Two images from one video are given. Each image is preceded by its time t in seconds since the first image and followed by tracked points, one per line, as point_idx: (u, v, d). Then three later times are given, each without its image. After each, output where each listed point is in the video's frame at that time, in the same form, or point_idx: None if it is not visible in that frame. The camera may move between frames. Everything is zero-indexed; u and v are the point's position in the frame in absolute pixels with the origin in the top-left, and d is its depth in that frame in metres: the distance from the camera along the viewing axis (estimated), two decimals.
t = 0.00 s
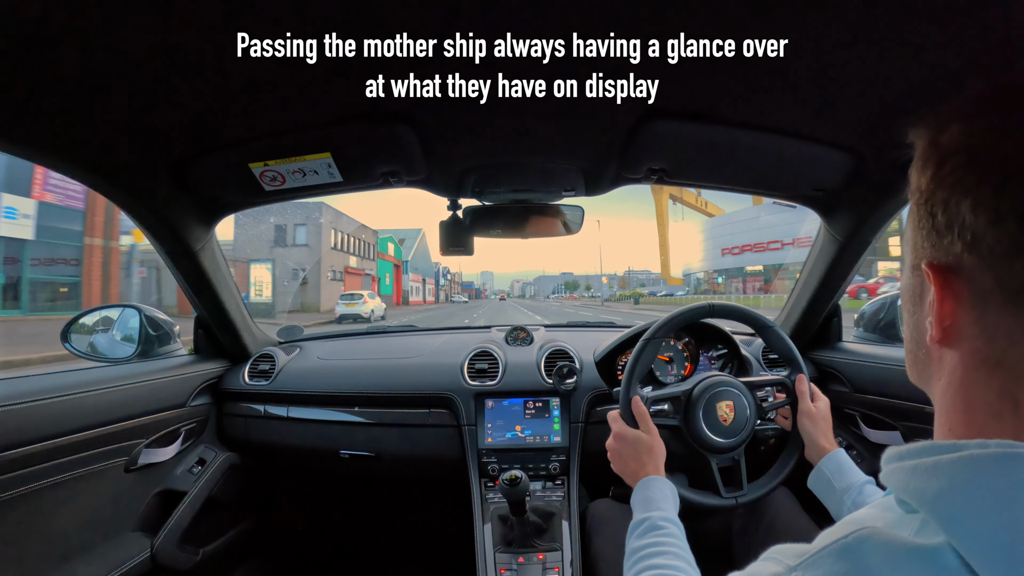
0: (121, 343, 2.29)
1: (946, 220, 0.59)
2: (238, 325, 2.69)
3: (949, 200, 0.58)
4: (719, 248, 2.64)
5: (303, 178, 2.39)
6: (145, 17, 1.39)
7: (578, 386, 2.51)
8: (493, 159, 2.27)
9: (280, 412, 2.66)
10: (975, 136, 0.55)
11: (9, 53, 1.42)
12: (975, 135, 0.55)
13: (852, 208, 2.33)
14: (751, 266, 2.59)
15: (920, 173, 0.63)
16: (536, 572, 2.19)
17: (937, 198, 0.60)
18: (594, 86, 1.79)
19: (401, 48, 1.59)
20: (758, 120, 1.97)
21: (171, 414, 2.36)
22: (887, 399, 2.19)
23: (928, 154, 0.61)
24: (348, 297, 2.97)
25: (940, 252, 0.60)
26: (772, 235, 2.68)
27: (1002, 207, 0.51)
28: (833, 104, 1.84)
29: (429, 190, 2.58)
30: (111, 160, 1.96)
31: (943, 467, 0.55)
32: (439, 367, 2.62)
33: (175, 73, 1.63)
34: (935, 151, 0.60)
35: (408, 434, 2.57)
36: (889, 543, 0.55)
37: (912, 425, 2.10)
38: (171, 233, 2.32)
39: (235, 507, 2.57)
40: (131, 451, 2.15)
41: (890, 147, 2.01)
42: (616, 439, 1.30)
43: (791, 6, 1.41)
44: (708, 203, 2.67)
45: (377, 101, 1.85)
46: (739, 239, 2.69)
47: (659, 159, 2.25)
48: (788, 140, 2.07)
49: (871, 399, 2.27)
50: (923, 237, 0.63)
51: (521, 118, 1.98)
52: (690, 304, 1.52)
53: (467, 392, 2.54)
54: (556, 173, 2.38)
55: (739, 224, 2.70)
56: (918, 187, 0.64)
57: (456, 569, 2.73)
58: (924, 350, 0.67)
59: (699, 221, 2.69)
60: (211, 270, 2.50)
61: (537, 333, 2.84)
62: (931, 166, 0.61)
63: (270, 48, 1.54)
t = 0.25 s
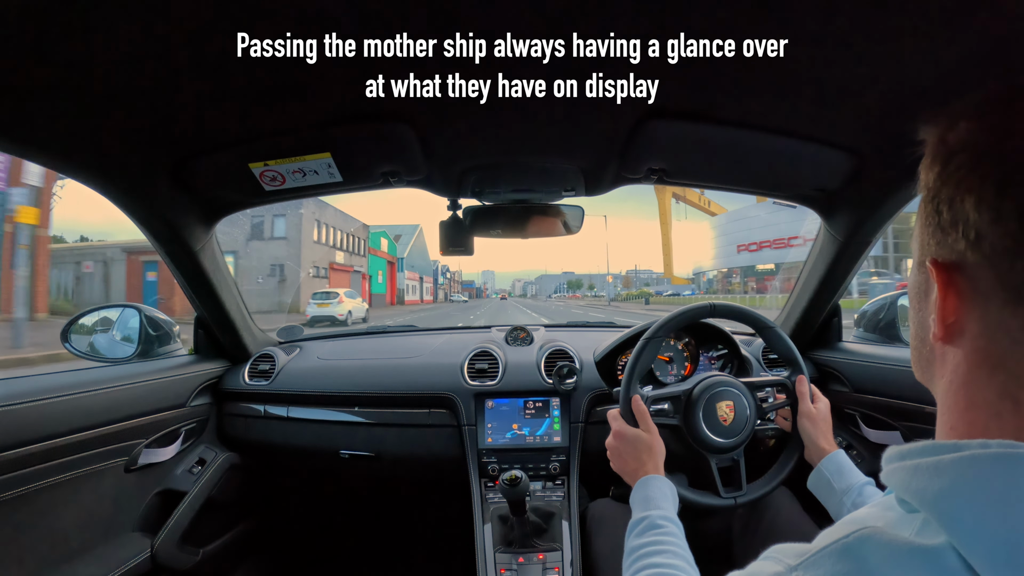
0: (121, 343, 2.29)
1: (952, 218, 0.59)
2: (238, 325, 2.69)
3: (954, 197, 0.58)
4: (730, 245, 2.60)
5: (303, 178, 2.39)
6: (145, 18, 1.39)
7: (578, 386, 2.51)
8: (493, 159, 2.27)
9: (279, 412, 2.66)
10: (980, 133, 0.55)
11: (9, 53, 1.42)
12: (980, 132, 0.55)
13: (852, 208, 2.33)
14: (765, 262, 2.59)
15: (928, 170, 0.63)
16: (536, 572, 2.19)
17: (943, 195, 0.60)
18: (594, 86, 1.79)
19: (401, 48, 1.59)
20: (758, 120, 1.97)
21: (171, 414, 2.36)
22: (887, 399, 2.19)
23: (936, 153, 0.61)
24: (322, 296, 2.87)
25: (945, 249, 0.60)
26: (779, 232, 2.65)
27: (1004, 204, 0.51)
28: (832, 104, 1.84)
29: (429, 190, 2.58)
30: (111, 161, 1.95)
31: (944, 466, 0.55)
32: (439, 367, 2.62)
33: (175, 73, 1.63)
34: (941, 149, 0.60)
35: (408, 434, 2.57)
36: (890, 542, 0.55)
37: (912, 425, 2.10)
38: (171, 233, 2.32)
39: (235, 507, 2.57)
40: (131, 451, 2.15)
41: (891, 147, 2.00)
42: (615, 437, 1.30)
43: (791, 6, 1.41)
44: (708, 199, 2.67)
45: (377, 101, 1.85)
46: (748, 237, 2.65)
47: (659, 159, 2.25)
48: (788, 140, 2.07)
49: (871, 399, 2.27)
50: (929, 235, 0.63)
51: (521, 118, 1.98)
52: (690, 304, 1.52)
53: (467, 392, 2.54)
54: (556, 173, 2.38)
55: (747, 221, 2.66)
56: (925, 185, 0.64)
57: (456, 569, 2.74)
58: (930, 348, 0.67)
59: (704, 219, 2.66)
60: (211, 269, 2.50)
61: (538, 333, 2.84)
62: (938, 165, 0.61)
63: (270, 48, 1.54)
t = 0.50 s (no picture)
0: (121, 343, 2.29)
1: (956, 219, 0.59)
2: (238, 326, 2.69)
3: (960, 197, 0.58)
4: (738, 247, 2.63)
5: (303, 178, 2.39)
6: (145, 17, 1.39)
7: (578, 386, 2.51)
8: (493, 160, 2.27)
9: (280, 412, 2.66)
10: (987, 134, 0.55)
11: (9, 52, 1.42)
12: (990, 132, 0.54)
13: (852, 208, 2.33)
14: (772, 263, 2.62)
15: (930, 171, 0.63)
16: (536, 572, 2.19)
17: (948, 196, 0.60)
18: (594, 86, 1.79)
19: (401, 48, 1.59)
20: (759, 120, 1.97)
21: (171, 414, 2.36)
22: (887, 399, 2.19)
23: (941, 153, 0.61)
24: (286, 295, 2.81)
25: (949, 250, 0.60)
26: (785, 230, 2.66)
27: (1013, 205, 0.51)
28: (833, 104, 1.84)
29: (429, 190, 2.58)
30: (111, 160, 1.95)
31: (942, 465, 0.55)
32: (439, 367, 2.62)
33: (175, 73, 1.63)
34: (948, 149, 0.60)
35: (408, 434, 2.57)
36: (888, 541, 0.55)
37: (911, 425, 2.10)
38: (171, 233, 2.32)
39: (235, 507, 2.58)
40: (131, 451, 2.15)
41: (891, 147, 2.00)
42: (615, 437, 1.30)
43: (791, 6, 1.41)
44: (712, 198, 2.65)
45: (377, 101, 1.85)
46: (755, 236, 2.67)
47: (659, 159, 2.25)
48: (789, 140, 2.07)
49: (871, 399, 2.27)
50: (932, 236, 0.63)
51: (521, 118, 1.98)
52: (691, 304, 1.52)
53: (467, 392, 2.54)
54: (556, 173, 2.38)
55: (752, 221, 2.69)
56: (929, 185, 0.64)
57: (456, 569, 2.74)
58: (928, 350, 0.67)
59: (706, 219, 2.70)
60: (211, 270, 2.51)
61: (538, 333, 2.84)
62: (943, 166, 0.61)
63: (270, 48, 1.54)
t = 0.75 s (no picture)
0: (121, 343, 2.29)
1: (942, 223, 0.59)
2: (238, 326, 2.69)
3: (944, 202, 0.58)
4: (740, 251, 2.64)
5: (303, 178, 2.39)
6: (145, 17, 1.39)
7: (578, 386, 2.51)
8: (493, 160, 2.27)
9: (279, 413, 2.66)
10: (972, 138, 0.55)
11: (8, 52, 1.42)
12: (973, 135, 0.54)
13: (852, 208, 2.33)
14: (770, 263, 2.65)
15: (915, 176, 0.63)
16: (536, 572, 2.19)
17: (933, 200, 0.60)
18: (594, 86, 1.79)
19: (401, 48, 1.59)
20: (759, 120, 1.97)
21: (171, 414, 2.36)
22: (887, 399, 2.19)
23: (925, 156, 0.61)
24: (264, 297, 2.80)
25: (938, 254, 0.60)
26: (784, 235, 2.69)
27: (996, 210, 0.51)
28: (833, 104, 1.84)
29: (429, 190, 2.58)
30: (110, 160, 1.95)
31: (939, 468, 0.55)
32: (439, 367, 2.62)
33: (174, 73, 1.63)
34: (932, 153, 0.60)
35: (408, 434, 2.57)
36: (884, 544, 0.55)
37: (911, 425, 2.10)
38: (171, 233, 2.32)
39: (235, 507, 2.58)
40: (131, 451, 2.15)
41: (891, 147, 2.00)
42: (615, 437, 1.30)
43: (791, 6, 1.41)
44: (715, 199, 2.65)
45: (377, 101, 1.85)
46: (755, 241, 2.69)
47: (659, 159, 2.25)
48: (789, 140, 2.07)
49: (871, 399, 2.27)
50: (920, 240, 0.63)
51: (521, 118, 1.98)
52: (690, 305, 1.52)
53: (467, 392, 2.54)
54: (556, 173, 2.38)
55: (753, 225, 2.71)
56: (914, 190, 0.64)
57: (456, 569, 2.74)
58: (922, 353, 0.67)
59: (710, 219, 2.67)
60: (211, 270, 2.50)
61: (538, 333, 2.84)
62: (927, 169, 0.61)
63: (270, 48, 1.54)
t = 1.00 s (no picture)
0: (121, 343, 2.29)
1: (938, 221, 0.59)
2: (238, 326, 2.69)
3: (940, 200, 0.58)
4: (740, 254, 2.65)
5: (303, 178, 2.39)
6: (145, 17, 1.39)
7: (578, 386, 2.51)
8: (493, 160, 2.27)
9: (279, 413, 2.65)
10: (966, 137, 0.55)
11: (9, 52, 1.43)
12: (969, 134, 0.55)
13: (852, 208, 2.33)
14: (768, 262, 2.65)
15: (910, 176, 0.64)
16: (536, 572, 2.19)
17: (928, 199, 0.60)
18: (594, 86, 1.79)
19: (401, 48, 1.59)
20: (759, 120, 1.97)
21: (171, 414, 2.36)
22: (887, 399, 2.19)
23: (920, 156, 0.62)
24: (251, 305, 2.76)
25: (933, 252, 0.60)
26: (787, 236, 2.67)
27: (993, 206, 0.51)
28: (833, 104, 1.84)
29: (429, 190, 2.58)
30: (111, 160, 1.95)
31: (936, 463, 0.54)
32: (439, 367, 2.62)
33: (175, 73, 1.63)
34: (926, 152, 0.60)
35: (408, 434, 2.57)
36: (882, 537, 0.55)
37: (911, 425, 2.10)
38: (171, 233, 2.32)
39: (235, 507, 2.58)
40: (131, 451, 2.15)
41: (891, 147, 2.00)
42: (615, 436, 1.30)
43: (791, 6, 1.41)
44: (720, 198, 2.64)
45: (377, 101, 1.86)
46: (756, 242, 2.68)
47: (659, 159, 2.25)
48: (788, 140, 2.07)
49: (871, 399, 2.27)
50: (914, 239, 0.63)
51: (521, 118, 1.98)
52: (691, 305, 1.52)
53: (467, 392, 2.54)
54: (556, 173, 2.38)
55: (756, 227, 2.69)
56: (909, 190, 0.64)
57: (456, 569, 2.74)
58: (919, 351, 0.67)
59: (714, 218, 2.67)
60: (211, 270, 2.50)
61: (538, 333, 2.84)
62: (922, 168, 0.61)
63: (270, 48, 1.54)
